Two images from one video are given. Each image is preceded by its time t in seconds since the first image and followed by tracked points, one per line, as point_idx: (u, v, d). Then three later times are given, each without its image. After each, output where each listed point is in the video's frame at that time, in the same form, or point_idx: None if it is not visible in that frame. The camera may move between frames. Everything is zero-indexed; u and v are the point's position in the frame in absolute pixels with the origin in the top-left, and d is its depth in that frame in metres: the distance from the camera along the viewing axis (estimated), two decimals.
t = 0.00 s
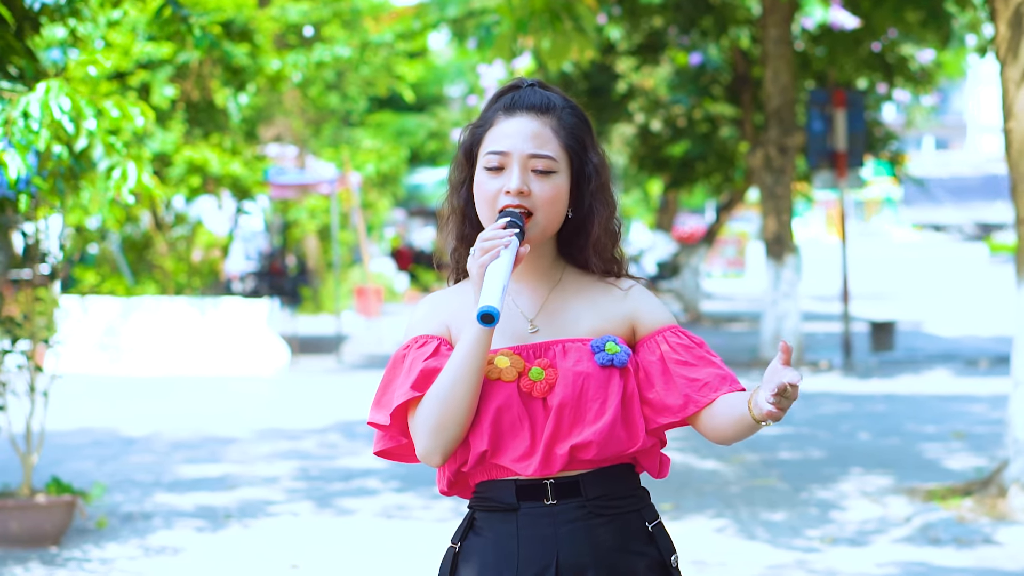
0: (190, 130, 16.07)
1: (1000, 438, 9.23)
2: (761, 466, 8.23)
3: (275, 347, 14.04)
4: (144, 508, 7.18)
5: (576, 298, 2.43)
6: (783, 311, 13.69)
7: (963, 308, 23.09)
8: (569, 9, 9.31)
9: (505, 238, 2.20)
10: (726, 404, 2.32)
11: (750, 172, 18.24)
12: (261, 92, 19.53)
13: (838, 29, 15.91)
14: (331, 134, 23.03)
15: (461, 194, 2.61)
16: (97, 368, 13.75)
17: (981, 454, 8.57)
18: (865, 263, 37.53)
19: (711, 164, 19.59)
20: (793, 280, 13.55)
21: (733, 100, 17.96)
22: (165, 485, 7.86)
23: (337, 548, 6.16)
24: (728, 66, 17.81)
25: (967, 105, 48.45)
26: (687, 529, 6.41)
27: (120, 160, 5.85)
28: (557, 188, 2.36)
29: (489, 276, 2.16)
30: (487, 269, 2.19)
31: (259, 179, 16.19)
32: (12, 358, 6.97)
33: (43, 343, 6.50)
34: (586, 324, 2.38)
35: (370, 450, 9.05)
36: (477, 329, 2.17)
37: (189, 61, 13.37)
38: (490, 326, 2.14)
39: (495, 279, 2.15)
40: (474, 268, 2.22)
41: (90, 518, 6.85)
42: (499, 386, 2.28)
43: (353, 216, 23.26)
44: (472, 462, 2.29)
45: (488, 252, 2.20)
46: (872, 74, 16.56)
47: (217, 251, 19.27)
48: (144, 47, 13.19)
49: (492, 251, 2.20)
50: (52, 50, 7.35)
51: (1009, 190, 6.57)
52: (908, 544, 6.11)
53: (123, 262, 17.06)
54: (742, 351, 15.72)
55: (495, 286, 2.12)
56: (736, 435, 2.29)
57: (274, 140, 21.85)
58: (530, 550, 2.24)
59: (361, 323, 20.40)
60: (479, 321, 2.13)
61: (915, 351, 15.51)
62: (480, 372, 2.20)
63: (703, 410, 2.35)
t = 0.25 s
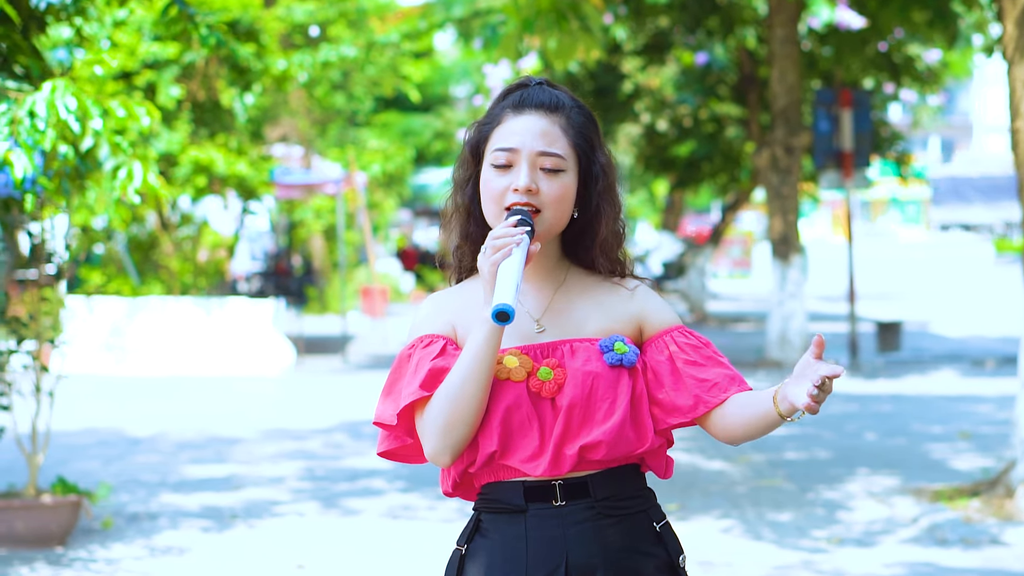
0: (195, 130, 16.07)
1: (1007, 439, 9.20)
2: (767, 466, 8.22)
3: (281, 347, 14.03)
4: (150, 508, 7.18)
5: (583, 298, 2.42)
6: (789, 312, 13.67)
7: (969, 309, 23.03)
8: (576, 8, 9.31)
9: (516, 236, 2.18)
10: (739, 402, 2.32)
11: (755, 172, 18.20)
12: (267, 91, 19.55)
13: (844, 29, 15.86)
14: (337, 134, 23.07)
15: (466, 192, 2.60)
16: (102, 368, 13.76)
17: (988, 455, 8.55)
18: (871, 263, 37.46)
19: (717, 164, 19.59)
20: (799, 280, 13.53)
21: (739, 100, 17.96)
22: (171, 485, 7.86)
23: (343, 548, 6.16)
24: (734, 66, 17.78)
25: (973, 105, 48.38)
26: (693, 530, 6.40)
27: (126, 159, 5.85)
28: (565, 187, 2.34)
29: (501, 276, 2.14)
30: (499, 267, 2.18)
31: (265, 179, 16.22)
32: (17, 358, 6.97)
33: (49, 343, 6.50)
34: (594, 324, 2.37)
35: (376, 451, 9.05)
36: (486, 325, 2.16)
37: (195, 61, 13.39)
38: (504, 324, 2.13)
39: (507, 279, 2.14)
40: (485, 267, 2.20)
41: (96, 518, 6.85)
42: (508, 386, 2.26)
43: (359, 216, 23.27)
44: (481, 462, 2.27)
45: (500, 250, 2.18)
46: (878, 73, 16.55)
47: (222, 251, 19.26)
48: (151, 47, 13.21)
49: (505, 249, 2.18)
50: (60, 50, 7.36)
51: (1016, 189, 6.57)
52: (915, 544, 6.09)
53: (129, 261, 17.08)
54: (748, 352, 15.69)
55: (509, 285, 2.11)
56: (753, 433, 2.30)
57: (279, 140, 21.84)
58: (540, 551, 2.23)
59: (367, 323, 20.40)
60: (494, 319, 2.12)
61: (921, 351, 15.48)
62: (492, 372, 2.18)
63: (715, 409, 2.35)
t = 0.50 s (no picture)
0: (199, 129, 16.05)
1: (1012, 439, 9.18)
2: (772, 466, 8.20)
3: (284, 346, 14.00)
4: (154, 508, 7.17)
5: (587, 295, 2.40)
6: (793, 311, 13.64)
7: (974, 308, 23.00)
8: (580, 7, 9.29)
9: (524, 233, 2.16)
10: (748, 399, 2.32)
11: (759, 172, 18.18)
12: (270, 91, 19.54)
13: (849, 28, 15.73)
14: (341, 134, 23.09)
15: (470, 186, 2.58)
16: (106, 368, 13.76)
17: (993, 455, 8.52)
18: (875, 263, 37.41)
19: (721, 163, 19.57)
20: (803, 279, 13.51)
21: (743, 99, 17.94)
22: (174, 485, 7.84)
23: (347, 548, 6.14)
24: (738, 65, 17.76)
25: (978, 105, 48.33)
26: (698, 530, 6.38)
27: (130, 158, 5.83)
28: (571, 182, 2.33)
29: (511, 273, 2.13)
30: (507, 264, 2.16)
31: (269, 179, 16.20)
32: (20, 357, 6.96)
33: (53, 342, 6.49)
34: (600, 322, 2.36)
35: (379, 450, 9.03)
36: (495, 322, 2.14)
37: (198, 60, 13.38)
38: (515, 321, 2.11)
39: (517, 276, 2.12)
40: (493, 263, 2.18)
41: (99, 518, 6.83)
42: (515, 383, 2.24)
43: (363, 216, 23.25)
44: (486, 461, 2.25)
45: (509, 247, 2.16)
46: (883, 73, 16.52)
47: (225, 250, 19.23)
48: (154, 46, 13.22)
49: (514, 246, 2.16)
50: (64, 49, 7.36)
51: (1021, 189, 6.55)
52: (920, 545, 6.07)
53: (132, 261, 17.08)
54: (752, 351, 15.65)
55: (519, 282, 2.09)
56: (764, 429, 2.29)
57: (283, 139, 21.84)
58: (546, 551, 2.21)
59: (370, 323, 20.37)
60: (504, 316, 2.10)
61: (926, 351, 15.45)
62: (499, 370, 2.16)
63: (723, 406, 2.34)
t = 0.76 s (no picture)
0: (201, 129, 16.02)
1: (1015, 438, 9.16)
2: (774, 466, 8.19)
3: (287, 346, 13.98)
4: (155, 508, 7.16)
5: (587, 292, 2.39)
6: (796, 311, 13.63)
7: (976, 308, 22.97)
8: (582, 6, 9.28)
9: (528, 229, 2.15)
10: (750, 398, 2.31)
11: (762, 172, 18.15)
12: (272, 90, 19.53)
13: (852, 27, 15.87)
14: (343, 133, 23.12)
15: (470, 181, 2.57)
16: (109, 367, 13.77)
17: (995, 454, 8.51)
18: (877, 263, 37.38)
19: (724, 163, 19.54)
20: (806, 279, 13.49)
21: (746, 99, 17.91)
22: (176, 485, 7.83)
23: (348, 548, 6.13)
24: (740, 65, 17.74)
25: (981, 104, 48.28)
26: (701, 529, 6.37)
27: (131, 157, 5.82)
28: (574, 179, 2.31)
29: (515, 271, 2.12)
30: (511, 261, 2.15)
31: (271, 179, 16.18)
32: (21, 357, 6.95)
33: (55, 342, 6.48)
34: (601, 320, 2.35)
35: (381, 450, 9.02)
36: (497, 320, 2.13)
37: (201, 60, 13.37)
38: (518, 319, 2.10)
39: (520, 274, 2.12)
40: (496, 260, 2.17)
41: (101, 518, 6.82)
42: (516, 382, 2.23)
43: (365, 216, 23.24)
44: (486, 459, 2.23)
45: (512, 244, 2.16)
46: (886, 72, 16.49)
47: (227, 250, 19.18)
48: (156, 46, 13.22)
49: (517, 243, 2.15)
50: (66, 49, 7.35)
51: None
52: (924, 544, 6.05)
53: (134, 261, 17.07)
54: (755, 351, 15.62)
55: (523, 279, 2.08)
56: (766, 428, 2.29)
57: (285, 139, 21.82)
58: (546, 551, 2.19)
59: (373, 323, 20.34)
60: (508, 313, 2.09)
61: (928, 350, 15.43)
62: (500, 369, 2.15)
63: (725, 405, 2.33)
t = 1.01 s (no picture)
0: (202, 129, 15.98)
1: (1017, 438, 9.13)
2: (776, 465, 8.18)
3: (288, 346, 13.96)
4: (156, 508, 7.15)
5: (585, 290, 2.38)
6: (798, 311, 13.61)
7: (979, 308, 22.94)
8: (583, 5, 9.26)
9: (527, 226, 2.15)
10: (747, 397, 2.32)
11: (763, 172, 18.15)
12: (274, 90, 19.53)
13: (853, 27, 15.82)
14: (344, 133, 23.09)
15: (468, 175, 2.55)
16: (110, 368, 13.75)
17: (997, 454, 8.49)
18: (879, 263, 37.37)
19: (726, 163, 19.52)
20: (808, 279, 13.48)
21: (748, 99, 17.88)
22: (177, 485, 7.81)
23: (350, 548, 6.12)
24: (742, 65, 17.73)
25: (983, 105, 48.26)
26: (703, 529, 6.36)
27: (132, 156, 5.80)
28: (572, 176, 2.31)
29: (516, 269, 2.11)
30: (511, 258, 2.14)
31: (272, 178, 16.17)
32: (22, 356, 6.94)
33: (56, 341, 6.47)
34: (599, 317, 2.34)
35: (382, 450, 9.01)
36: (498, 318, 2.12)
37: (202, 60, 13.36)
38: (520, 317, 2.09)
39: (521, 272, 2.10)
40: (495, 257, 2.16)
41: (101, 518, 6.81)
42: (515, 380, 2.22)
43: (366, 216, 23.22)
44: (484, 458, 2.22)
45: (511, 241, 2.15)
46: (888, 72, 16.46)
47: (229, 250, 19.14)
48: (157, 46, 13.20)
49: (517, 240, 2.14)
50: (66, 49, 7.34)
51: None
52: (926, 544, 6.04)
53: (135, 261, 17.07)
54: (756, 351, 15.61)
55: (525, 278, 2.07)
56: (764, 427, 2.30)
57: (287, 139, 21.81)
58: (544, 551, 2.18)
59: (375, 323, 20.32)
60: (510, 312, 2.08)
61: (930, 350, 15.41)
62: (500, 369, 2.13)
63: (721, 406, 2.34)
